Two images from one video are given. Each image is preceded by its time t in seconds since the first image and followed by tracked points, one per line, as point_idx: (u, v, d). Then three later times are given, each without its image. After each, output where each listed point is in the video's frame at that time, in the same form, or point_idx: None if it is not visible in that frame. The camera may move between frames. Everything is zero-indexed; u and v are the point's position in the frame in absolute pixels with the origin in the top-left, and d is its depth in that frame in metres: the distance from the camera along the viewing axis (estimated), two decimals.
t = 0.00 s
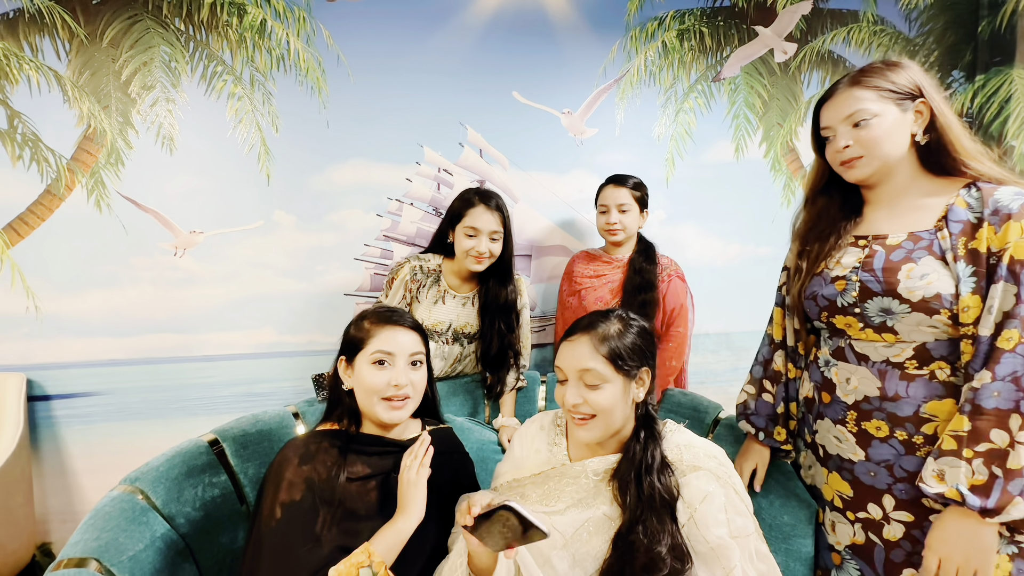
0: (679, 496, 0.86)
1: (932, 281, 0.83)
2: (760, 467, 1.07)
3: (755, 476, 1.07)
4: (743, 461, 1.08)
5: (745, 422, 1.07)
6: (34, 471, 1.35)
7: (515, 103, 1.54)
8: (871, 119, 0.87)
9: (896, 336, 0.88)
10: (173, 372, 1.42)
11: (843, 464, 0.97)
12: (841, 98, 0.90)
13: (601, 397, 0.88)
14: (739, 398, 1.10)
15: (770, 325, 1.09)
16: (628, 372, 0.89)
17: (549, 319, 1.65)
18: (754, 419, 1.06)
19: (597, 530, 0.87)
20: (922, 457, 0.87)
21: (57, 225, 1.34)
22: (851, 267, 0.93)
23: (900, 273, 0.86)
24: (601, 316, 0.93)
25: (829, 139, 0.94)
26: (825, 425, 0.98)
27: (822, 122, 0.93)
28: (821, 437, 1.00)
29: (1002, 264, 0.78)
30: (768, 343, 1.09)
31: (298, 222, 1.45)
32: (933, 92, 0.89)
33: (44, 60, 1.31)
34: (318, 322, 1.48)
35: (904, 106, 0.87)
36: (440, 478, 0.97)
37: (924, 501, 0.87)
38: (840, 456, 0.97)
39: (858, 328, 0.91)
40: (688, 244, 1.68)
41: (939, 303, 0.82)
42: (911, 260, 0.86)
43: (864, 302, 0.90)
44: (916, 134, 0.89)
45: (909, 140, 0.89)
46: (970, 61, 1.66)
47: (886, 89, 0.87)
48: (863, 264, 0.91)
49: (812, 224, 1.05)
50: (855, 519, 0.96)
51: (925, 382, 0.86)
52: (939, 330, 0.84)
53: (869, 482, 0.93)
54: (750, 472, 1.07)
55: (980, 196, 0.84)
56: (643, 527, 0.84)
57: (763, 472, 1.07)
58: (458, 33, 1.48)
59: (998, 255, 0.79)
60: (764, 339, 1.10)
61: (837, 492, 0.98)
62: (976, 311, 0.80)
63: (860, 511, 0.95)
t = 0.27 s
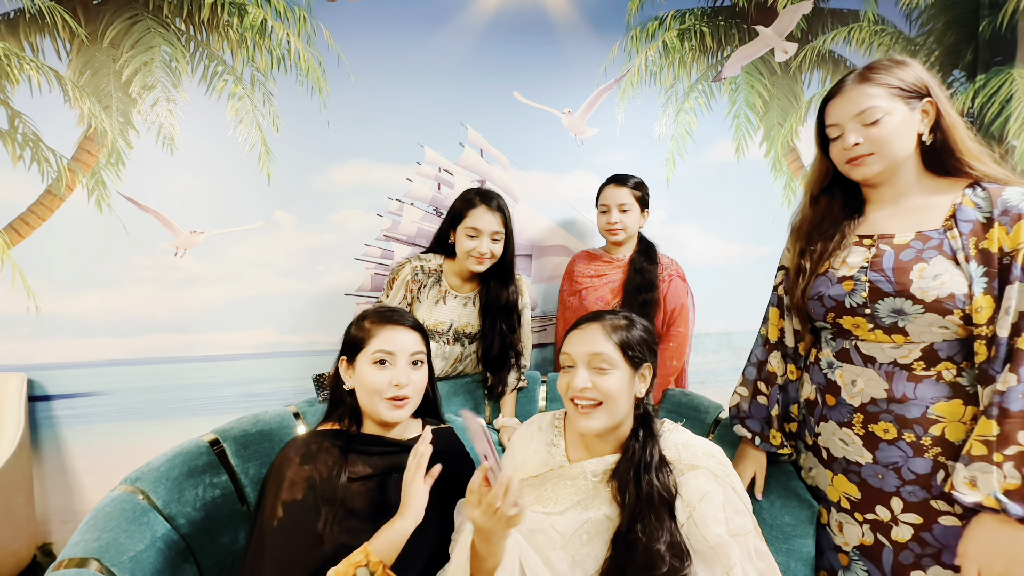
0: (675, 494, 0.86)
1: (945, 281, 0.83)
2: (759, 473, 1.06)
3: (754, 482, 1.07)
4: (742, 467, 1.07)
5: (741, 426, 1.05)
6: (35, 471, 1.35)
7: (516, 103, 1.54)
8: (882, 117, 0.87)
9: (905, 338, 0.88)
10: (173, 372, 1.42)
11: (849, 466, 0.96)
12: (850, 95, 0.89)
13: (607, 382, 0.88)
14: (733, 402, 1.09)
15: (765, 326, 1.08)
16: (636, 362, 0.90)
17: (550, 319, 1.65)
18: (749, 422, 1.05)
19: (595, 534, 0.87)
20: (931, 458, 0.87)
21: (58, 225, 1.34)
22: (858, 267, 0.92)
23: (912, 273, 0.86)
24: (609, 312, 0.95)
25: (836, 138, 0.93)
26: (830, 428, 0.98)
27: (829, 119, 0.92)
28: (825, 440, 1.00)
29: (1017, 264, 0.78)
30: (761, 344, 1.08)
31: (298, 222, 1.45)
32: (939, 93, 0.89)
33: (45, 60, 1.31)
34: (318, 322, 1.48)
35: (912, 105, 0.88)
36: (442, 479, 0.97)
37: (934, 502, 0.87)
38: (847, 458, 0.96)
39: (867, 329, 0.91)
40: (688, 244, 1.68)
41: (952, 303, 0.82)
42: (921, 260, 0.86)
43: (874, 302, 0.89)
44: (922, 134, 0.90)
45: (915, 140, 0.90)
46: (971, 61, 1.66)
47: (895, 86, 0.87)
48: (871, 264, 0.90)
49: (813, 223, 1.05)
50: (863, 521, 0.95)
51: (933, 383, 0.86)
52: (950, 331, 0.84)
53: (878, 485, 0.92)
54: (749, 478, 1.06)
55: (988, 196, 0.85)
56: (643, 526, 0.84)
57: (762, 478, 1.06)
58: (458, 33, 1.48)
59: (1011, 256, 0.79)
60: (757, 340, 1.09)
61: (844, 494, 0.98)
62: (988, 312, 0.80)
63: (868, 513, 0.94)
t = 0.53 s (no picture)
0: (675, 491, 0.86)
1: (943, 281, 0.83)
2: (764, 476, 1.06)
3: (759, 485, 1.06)
4: (747, 470, 1.06)
5: (747, 427, 1.05)
6: (35, 472, 1.35)
7: (516, 103, 1.54)
8: (883, 117, 0.87)
9: (903, 338, 0.87)
10: (173, 373, 1.42)
11: (848, 466, 0.96)
12: (851, 94, 0.89)
13: (613, 383, 0.88)
14: (737, 404, 1.09)
15: (768, 326, 1.08)
16: (634, 362, 0.92)
17: (550, 319, 1.65)
18: (756, 424, 1.05)
19: (597, 537, 0.86)
20: (929, 458, 0.87)
21: (58, 225, 1.34)
22: (856, 267, 0.92)
23: (910, 273, 0.86)
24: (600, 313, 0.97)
25: (837, 138, 0.93)
26: (828, 428, 0.98)
27: (830, 119, 0.92)
28: (824, 441, 1.00)
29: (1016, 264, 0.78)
30: (764, 344, 1.08)
31: (299, 222, 1.45)
32: (940, 93, 0.89)
33: (44, 60, 1.31)
34: (318, 322, 1.48)
35: (912, 105, 0.88)
36: (440, 479, 0.97)
37: (932, 502, 0.87)
38: (845, 458, 0.96)
39: (864, 329, 0.91)
40: (688, 244, 1.67)
41: (950, 303, 0.82)
42: (919, 259, 0.86)
43: (872, 302, 0.89)
44: (923, 134, 0.89)
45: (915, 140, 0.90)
46: (971, 61, 1.66)
47: (896, 86, 0.87)
48: (869, 264, 0.90)
49: (814, 223, 1.05)
50: (862, 521, 0.95)
51: (931, 383, 0.86)
52: (948, 330, 0.84)
53: (877, 484, 0.92)
54: (754, 481, 1.05)
55: (986, 196, 0.85)
56: (642, 524, 0.83)
57: (767, 480, 1.05)
58: (459, 33, 1.48)
59: (1009, 256, 0.79)
60: (760, 341, 1.09)
61: (843, 494, 0.98)
62: (987, 312, 0.80)
63: (868, 513, 0.94)
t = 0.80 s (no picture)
0: (668, 486, 0.87)
1: (939, 281, 0.83)
2: (763, 474, 1.06)
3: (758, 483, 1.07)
4: (747, 468, 1.07)
5: (746, 426, 1.05)
6: (37, 472, 1.35)
7: (516, 103, 1.54)
8: (881, 117, 0.87)
9: (901, 338, 0.87)
10: (175, 373, 1.42)
11: (847, 466, 0.96)
12: (849, 94, 0.89)
13: (629, 386, 0.89)
14: (737, 404, 1.09)
15: (768, 326, 1.08)
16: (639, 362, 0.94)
17: (551, 319, 1.65)
18: (755, 423, 1.05)
19: (593, 534, 0.86)
20: (927, 458, 0.87)
21: (59, 226, 1.34)
22: (854, 268, 0.92)
23: (906, 273, 0.86)
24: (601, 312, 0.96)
25: (835, 138, 0.93)
26: (827, 428, 0.98)
27: (829, 119, 0.93)
28: (823, 441, 1.00)
29: (1011, 263, 0.77)
30: (764, 345, 1.08)
31: (299, 222, 1.45)
32: (938, 93, 0.90)
33: (46, 61, 1.31)
34: (319, 322, 1.48)
35: (911, 105, 0.88)
36: (439, 480, 0.97)
37: (929, 502, 0.87)
38: (844, 458, 0.96)
39: (862, 329, 0.91)
40: (689, 244, 1.67)
41: (947, 303, 0.82)
42: (916, 260, 0.86)
43: (869, 303, 0.89)
44: (921, 134, 0.90)
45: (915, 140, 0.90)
46: (972, 61, 1.66)
47: (894, 86, 0.87)
48: (867, 264, 0.90)
49: (813, 223, 1.05)
50: (859, 521, 0.96)
51: (929, 383, 0.86)
52: (945, 330, 0.84)
53: (874, 484, 0.92)
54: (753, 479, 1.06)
55: (984, 196, 0.84)
56: (636, 518, 0.84)
57: (766, 478, 1.06)
58: (459, 33, 1.48)
59: (1005, 256, 0.79)
60: (760, 341, 1.10)
61: (841, 494, 0.98)
62: (984, 311, 0.79)
63: (865, 513, 0.94)
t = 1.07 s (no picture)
0: (669, 485, 0.87)
1: (936, 281, 0.83)
2: (762, 473, 1.06)
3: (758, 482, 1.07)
4: (746, 467, 1.07)
5: (745, 426, 1.06)
6: (38, 472, 1.35)
7: (516, 103, 1.54)
8: (880, 117, 0.87)
9: (899, 338, 0.87)
10: (175, 373, 1.42)
11: (844, 466, 0.96)
12: (848, 94, 0.90)
13: (636, 389, 0.89)
14: (735, 404, 1.09)
15: (767, 326, 1.08)
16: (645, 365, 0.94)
17: (551, 319, 1.65)
18: (753, 423, 1.06)
19: (592, 531, 0.87)
20: (923, 457, 0.87)
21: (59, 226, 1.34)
22: (852, 268, 0.92)
23: (904, 274, 0.86)
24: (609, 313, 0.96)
25: (834, 137, 0.94)
26: (826, 428, 0.98)
27: (828, 118, 0.93)
28: (822, 440, 1.00)
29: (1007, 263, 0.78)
30: (763, 344, 1.08)
31: (299, 223, 1.45)
32: (937, 92, 0.90)
33: (46, 61, 1.31)
34: (319, 323, 1.48)
35: (909, 104, 0.88)
36: (440, 480, 0.97)
37: (925, 501, 0.87)
38: (841, 458, 0.96)
39: (860, 329, 0.91)
40: (689, 244, 1.67)
41: (944, 303, 0.82)
42: (914, 260, 0.86)
43: (867, 303, 0.89)
44: (920, 134, 0.90)
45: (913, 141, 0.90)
46: (971, 60, 1.66)
47: (893, 86, 0.88)
48: (864, 265, 0.91)
49: (811, 223, 1.05)
50: (856, 521, 0.96)
51: (927, 383, 0.86)
52: (942, 330, 0.84)
53: (871, 484, 0.93)
54: (752, 478, 1.06)
55: (982, 197, 0.84)
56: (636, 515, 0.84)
57: (766, 477, 1.06)
58: (458, 33, 1.48)
59: (1001, 256, 0.79)
60: (759, 340, 1.09)
61: (838, 493, 0.98)
62: (980, 311, 0.80)
63: (862, 512, 0.95)
